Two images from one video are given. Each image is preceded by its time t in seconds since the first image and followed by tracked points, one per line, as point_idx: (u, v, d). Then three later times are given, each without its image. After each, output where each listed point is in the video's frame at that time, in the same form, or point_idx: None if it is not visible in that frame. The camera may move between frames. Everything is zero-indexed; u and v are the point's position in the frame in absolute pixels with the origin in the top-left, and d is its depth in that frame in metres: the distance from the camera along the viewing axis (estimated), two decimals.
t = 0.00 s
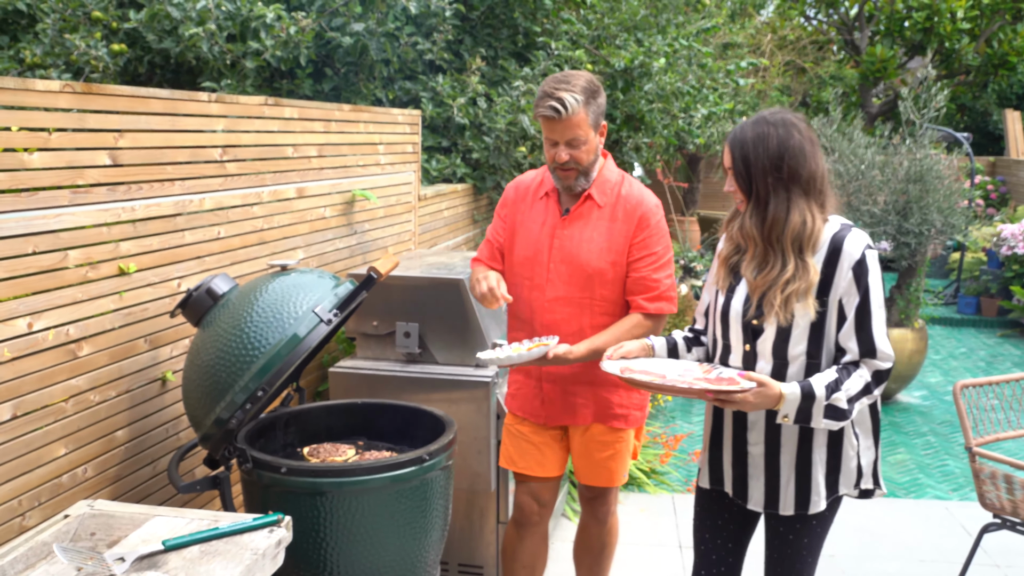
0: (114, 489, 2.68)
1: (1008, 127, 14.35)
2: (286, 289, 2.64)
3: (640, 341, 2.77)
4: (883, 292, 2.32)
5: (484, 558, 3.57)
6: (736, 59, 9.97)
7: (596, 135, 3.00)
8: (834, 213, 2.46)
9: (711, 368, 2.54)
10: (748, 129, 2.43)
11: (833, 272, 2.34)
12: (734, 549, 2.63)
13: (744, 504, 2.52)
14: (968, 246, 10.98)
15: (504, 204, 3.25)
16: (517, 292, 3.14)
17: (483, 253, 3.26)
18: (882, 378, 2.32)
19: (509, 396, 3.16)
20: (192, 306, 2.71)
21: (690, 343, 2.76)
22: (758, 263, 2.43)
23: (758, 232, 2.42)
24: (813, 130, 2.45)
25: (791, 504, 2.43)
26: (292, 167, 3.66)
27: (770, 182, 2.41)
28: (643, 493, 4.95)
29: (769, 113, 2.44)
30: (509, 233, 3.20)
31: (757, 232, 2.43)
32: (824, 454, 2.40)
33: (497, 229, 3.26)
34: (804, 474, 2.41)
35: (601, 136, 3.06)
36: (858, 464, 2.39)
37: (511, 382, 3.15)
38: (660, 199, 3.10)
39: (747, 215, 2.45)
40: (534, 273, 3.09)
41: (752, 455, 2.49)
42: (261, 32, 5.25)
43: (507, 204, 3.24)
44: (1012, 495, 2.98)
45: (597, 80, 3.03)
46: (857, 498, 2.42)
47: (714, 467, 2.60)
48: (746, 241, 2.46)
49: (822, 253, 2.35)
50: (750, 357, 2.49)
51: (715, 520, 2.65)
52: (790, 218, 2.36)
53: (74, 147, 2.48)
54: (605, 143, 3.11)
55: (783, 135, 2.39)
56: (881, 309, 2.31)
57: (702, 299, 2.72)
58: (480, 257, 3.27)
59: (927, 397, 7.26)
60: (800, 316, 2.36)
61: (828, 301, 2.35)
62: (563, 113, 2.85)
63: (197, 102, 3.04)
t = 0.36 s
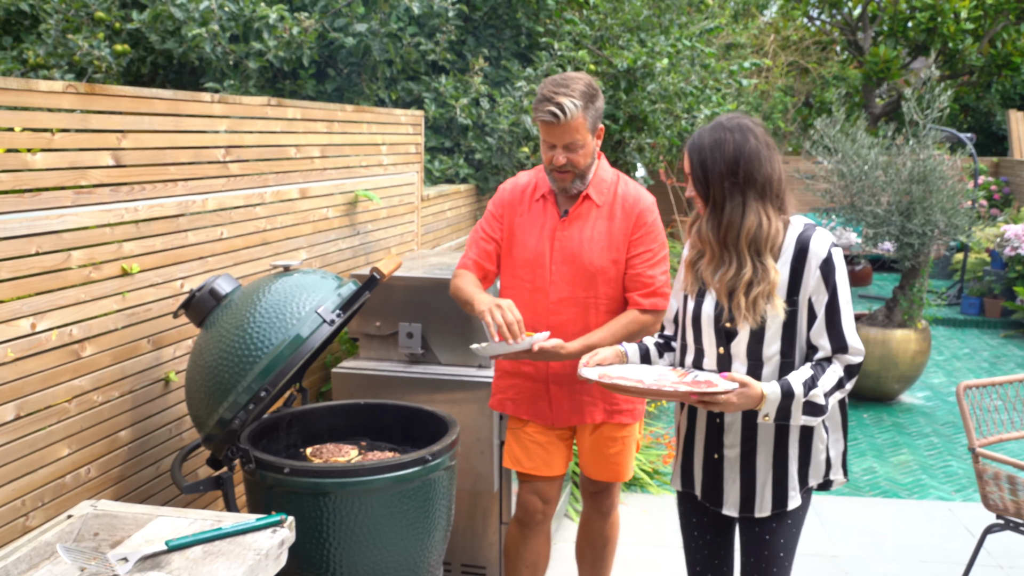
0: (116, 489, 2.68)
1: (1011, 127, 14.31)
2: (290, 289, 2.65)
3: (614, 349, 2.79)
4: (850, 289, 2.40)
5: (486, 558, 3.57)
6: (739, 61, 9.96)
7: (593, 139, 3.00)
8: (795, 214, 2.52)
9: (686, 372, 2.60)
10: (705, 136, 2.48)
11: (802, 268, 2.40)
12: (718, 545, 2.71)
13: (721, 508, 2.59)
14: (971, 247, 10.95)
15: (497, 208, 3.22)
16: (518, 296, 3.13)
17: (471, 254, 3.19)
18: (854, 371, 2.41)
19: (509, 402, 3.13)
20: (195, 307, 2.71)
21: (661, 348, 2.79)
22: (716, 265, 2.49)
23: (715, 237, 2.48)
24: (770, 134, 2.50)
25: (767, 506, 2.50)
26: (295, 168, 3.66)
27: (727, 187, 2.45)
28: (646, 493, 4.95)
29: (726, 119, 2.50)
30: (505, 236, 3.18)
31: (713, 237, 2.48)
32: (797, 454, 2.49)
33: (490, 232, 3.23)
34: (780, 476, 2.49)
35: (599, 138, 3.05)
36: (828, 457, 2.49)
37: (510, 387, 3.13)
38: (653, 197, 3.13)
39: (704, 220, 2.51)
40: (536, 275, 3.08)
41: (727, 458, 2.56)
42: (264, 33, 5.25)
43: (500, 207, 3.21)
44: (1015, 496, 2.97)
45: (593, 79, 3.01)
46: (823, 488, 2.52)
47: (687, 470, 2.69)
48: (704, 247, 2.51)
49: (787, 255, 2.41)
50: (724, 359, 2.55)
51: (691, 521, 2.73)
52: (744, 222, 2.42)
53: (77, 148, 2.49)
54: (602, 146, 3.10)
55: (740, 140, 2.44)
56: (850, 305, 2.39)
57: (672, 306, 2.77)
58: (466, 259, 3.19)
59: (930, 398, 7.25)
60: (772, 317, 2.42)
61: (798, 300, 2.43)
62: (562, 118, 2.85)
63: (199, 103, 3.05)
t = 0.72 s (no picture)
0: (120, 489, 2.68)
1: (1014, 128, 14.29)
2: (293, 289, 2.65)
3: (606, 351, 2.81)
4: (838, 287, 2.44)
5: (489, 558, 3.57)
6: (742, 61, 9.95)
7: (588, 143, 3.01)
8: (782, 215, 2.55)
9: (678, 372, 2.63)
10: (692, 137, 2.51)
11: (792, 268, 2.44)
12: (716, 543, 2.72)
13: (716, 506, 2.63)
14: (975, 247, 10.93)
15: (489, 214, 3.21)
16: (514, 301, 3.12)
17: (459, 260, 3.23)
18: (845, 369, 2.43)
19: (514, 408, 3.13)
20: (198, 306, 2.71)
21: (652, 350, 2.80)
22: (703, 266, 2.53)
23: (701, 238, 2.52)
24: (756, 136, 2.53)
25: (761, 502, 2.54)
26: (298, 168, 3.66)
27: (712, 188, 2.48)
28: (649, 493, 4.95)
29: (712, 122, 2.53)
30: (498, 242, 3.16)
31: (699, 238, 2.52)
32: (789, 450, 2.54)
33: (481, 238, 3.22)
34: (773, 473, 2.53)
35: (593, 143, 3.06)
36: (818, 453, 2.54)
37: (514, 394, 3.13)
38: (645, 196, 3.14)
39: (691, 222, 2.54)
40: (533, 281, 3.08)
41: (719, 456, 2.61)
42: (267, 33, 5.25)
43: (492, 214, 3.20)
44: (1018, 497, 2.96)
45: (588, 84, 3.02)
46: (813, 484, 2.56)
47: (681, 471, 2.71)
48: (691, 248, 2.56)
49: (777, 255, 2.45)
50: (716, 359, 2.58)
51: (688, 520, 2.76)
52: (730, 222, 2.46)
53: (81, 148, 2.49)
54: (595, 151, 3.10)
55: (726, 142, 2.47)
56: (839, 303, 2.43)
57: (661, 307, 2.79)
58: (455, 264, 3.23)
59: (934, 398, 7.24)
60: (762, 317, 2.47)
61: (788, 300, 2.46)
62: (560, 123, 2.85)
63: (203, 103, 3.05)
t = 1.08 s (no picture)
0: (122, 489, 2.68)
1: (1015, 128, 14.30)
2: (295, 289, 2.65)
3: (605, 353, 2.83)
4: (834, 286, 2.44)
5: (491, 558, 3.57)
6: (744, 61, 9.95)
7: (580, 146, 3.00)
8: (777, 215, 2.56)
9: (676, 372, 2.64)
10: (688, 137, 2.51)
11: (787, 268, 2.44)
12: (716, 543, 2.74)
13: (716, 504, 2.64)
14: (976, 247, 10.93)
15: (486, 217, 3.22)
16: (513, 304, 3.12)
17: (457, 262, 3.24)
18: (841, 367, 2.44)
19: (516, 410, 3.14)
20: (201, 307, 2.71)
21: (649, 351, 2.83)
22: (699, 265, 2.53)
23: (696, 237, 2.52)
24: (751, 137, 2.54)
25: (761, 501, 2.55)
26: (300, 168, 3.65)
27: (709, 188, 2.49)
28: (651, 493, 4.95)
29: (707, 121, 2.53)
30: (495, 245, 3.17)
31: (695, 238, 2.52)
32: (788, 450, 2.54)
33: (478, 242, 3.22)
34: (773, 472, 2.54)
35: (586, 145, 3.05)
36: (819, 452, 2.54)
37: (516, 397, 3.13)
38: (643, 197, 3.13)
39: (687, 222, 2.54)
40: (530, 284, 3.08)
41: (720, 455, 2.62)
42: (269, 33, 5.26)
43: (489, 217, 3.21)
44: (1019, 496, 2.97)
45: (582, 85, 3.01)
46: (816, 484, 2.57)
47: (682, 469, 2.72)
48: (686, 247, 2.56)
49: (772, 254, 2.45)
50: (713, 359, 2.59)
51: (688, 519, 2.76)
52: (726, 222, 2.46)
53: (84, 149, 2.50)
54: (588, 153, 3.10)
55: (722, 142, 2.47)
56: (835, 302, 2.43)
57: (659, 308, 2.80)
58: (453, 266, 3.25)
59: (936, 398, 7.24)
60: (756, 317, 2.47)
61: (783, 298, 2.47)
62: (546, 126, 2.85)
63: (205, 103, 3.05)
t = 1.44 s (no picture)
0: (123, 489, 2.68)
1: (1016, 128, 14.29)
2: (295, 289, 2.66)
3: (603, 355, 2.83)
4: (833, 286, 2.44)
5: (491, 559, 3.57)
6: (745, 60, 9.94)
7: (579, 150, 2.95)
8: (773, 214, 2.56)
9: (676, 374, 2.64)
10: (685, 138, 2.51)
11: (785, 268, 2.44)
12: (717, 543, 2.74)
13: (717, 505, 2.64)
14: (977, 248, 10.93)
15: (486, 217, 3.20)
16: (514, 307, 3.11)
17: (457, 261, 3.23)
18: (841, 366, 2.44)
19: (514, 411, 3.13)
20: (201, 307, 2.71)
21: (648, 353, 2.83)
22: (698, 266, 2.53)
23: (694, 238, 2.52)
24: (748, 137, 2.55)
25: (762, 502, 2.56)
26: (300, 168, 3.65)
27: (706, 189, 2.49)
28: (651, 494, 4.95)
29: (703, 122, 2.53)
30: (496, 245, 3.15)
31: (694, 238, 2.52)
32: (789, 450, 2.54)
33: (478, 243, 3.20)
34: (774, 472, 2.54)
35: (586, 148, 3.00)
36: (820, 452, 2.54)
37: (513, 400, 3.11)
38: (645, 200, 3.14)
39: (684, 223, 2.54)
40: (533, 287, 3.07)
41: (721, 456, 2.62)
42: (270, 34, 5.25)
43: (489, 216, 3.19)
44: (1020, 497, 2.97)
45: (583, 88, 2.98)
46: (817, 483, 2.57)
47: (683, 471, 2.72)
48: (684, 248, 2.56)
49: (770, 254, 2.45)
50: (713, 360, 2.60)
51: (689, 519, 2.77)
52: (724, 223, 2.46)
53: (85, 149, 2.50)
54: (589, 157, 3.05)
55: (719, 142, 2.47)
56: (833, 302, 2.43)
57: (656, 309, 2.80)
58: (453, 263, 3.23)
59: (936, 398, 7.24)
60: (755, 318, 2.46)
61: (783, 298, 2.46)
62: (539, 125, 2.82)
63: (205, 103, 3.05)
